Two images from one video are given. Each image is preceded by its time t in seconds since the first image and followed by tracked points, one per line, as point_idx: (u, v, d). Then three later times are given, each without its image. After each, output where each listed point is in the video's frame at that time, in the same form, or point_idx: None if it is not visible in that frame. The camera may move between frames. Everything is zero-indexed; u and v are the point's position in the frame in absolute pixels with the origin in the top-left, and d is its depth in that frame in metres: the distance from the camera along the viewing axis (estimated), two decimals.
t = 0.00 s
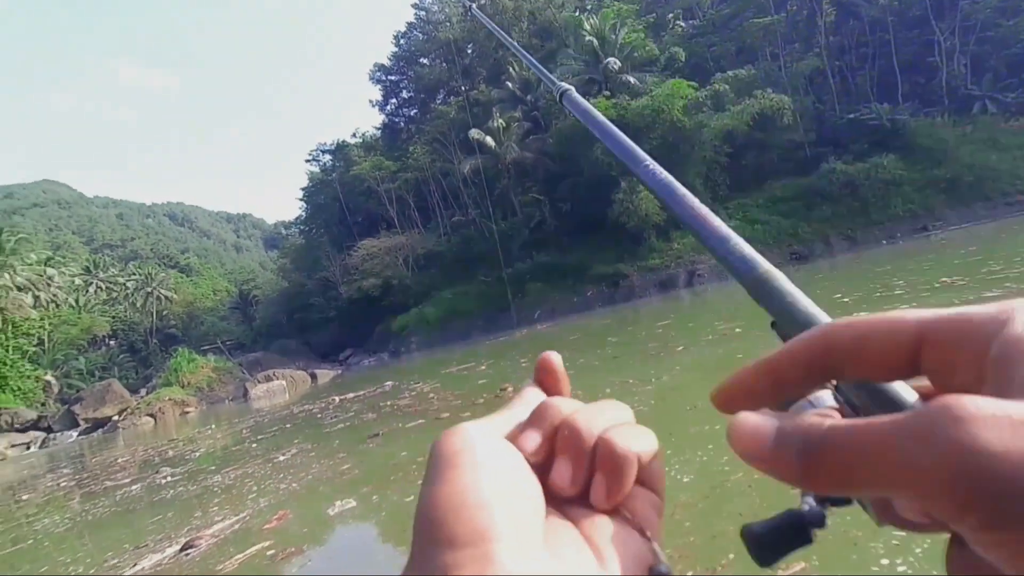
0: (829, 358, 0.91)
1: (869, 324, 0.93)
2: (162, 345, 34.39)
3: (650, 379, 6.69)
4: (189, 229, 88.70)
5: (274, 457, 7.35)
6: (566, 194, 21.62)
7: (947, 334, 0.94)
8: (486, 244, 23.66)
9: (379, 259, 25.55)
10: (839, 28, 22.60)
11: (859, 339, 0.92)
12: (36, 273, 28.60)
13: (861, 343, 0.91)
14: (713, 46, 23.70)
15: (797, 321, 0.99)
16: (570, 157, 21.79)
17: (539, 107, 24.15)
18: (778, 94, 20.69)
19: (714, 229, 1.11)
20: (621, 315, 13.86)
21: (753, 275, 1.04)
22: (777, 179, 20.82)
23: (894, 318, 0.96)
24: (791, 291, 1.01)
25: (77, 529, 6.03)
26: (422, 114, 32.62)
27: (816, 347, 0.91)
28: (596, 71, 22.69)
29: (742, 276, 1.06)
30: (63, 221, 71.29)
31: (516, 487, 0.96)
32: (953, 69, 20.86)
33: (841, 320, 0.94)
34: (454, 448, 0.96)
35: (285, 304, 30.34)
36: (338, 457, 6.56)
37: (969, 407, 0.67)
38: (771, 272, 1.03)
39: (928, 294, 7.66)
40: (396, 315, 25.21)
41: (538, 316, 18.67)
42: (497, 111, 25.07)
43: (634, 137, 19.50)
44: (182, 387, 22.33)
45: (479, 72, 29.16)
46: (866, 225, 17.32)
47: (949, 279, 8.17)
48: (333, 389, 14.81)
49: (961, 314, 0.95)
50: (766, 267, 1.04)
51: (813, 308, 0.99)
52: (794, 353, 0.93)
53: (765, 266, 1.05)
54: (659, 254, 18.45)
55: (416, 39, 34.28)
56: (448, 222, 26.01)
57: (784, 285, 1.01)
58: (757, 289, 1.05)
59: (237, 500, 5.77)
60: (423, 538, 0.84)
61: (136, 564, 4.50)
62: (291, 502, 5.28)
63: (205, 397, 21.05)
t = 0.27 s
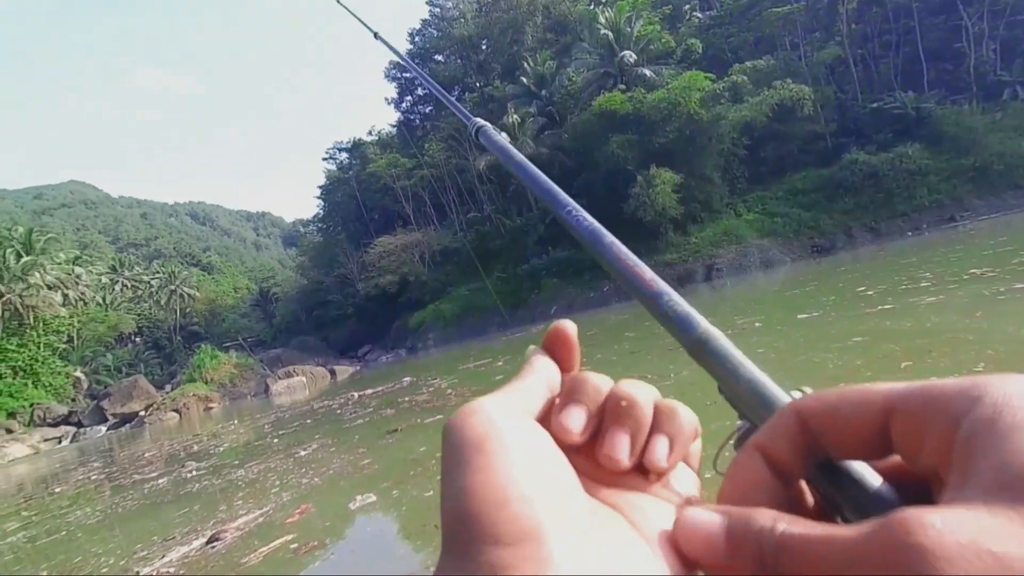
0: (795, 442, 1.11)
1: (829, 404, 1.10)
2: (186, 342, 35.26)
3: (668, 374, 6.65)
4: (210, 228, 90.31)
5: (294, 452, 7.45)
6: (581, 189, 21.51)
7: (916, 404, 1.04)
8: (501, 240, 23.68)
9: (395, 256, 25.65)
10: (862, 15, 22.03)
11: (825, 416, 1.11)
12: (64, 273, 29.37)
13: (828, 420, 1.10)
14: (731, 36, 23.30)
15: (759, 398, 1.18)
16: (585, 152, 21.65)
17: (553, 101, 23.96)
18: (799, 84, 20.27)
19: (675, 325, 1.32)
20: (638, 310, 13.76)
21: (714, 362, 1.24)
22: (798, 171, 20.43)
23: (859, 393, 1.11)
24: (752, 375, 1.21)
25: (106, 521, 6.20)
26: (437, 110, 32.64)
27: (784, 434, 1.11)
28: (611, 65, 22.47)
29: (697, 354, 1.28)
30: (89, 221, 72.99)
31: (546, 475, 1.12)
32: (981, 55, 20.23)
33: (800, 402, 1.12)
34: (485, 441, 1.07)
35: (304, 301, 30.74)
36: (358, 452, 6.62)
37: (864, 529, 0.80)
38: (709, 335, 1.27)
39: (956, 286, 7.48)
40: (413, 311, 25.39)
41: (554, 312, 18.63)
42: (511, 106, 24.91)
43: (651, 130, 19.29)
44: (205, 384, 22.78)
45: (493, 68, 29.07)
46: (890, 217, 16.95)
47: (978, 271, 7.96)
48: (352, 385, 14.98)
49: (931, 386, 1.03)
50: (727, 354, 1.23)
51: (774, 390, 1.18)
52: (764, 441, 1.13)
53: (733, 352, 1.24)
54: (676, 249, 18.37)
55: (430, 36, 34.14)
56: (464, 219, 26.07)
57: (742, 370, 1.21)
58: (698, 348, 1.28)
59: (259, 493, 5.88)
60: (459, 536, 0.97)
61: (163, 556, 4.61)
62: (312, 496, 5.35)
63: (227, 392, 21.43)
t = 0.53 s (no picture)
0: (801, 455, 1.09)
1: (838, 421, 1.07)
2: (198, 340, 35.58)
3: (678, 370, 6.60)
4: (221, 226, 91.14)
5: (307, 449, 7.51)
6: (590, 185, 21.44)
7: (924, 418, 1.02)
8: (510, 237, 23.67)
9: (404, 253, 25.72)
10: (874, 8, 21.71)
11: (836, 434, 1.07)
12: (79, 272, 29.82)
13: (836, 438, 1.07)
14: (741, 30, 23.07)
15: (764, 405, 1.15)
16: (594, 148, 21.55)
17: (562, 97, 23.88)
18: (811, 78, 20.02)
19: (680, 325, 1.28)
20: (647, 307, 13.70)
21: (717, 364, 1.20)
22: (809, 166, 20.22)
23: (869, 411, 1.07)
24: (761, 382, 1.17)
25: (122, 517, 6.28)
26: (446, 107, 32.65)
27: (786, 449, 1.09)
28: (620, 60, 22.32)
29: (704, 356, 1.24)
30: (102, 220, 73.85)
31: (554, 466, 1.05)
32: (998, 46, 19.82)
33: (810, 418, 1.09)
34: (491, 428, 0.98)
35: (315, 299, 30.95)
36: (368, 448, 6.66)
37: (868, 554, 0.79)
38: (713, 334, 1.23)
39: (973, 281, 7.35)
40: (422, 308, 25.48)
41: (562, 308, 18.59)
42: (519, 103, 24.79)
43: (660, 126, 19.14)
44: (217, 381, 23.00)
45: (502, 64, 28.99)
46: (904, 212, 16.71)
47: (995, 265, 7.82)
48: (362, 382, 15.07)
49: (941, 397, 1.01)
50: (732, 358, 1.20)
51: (778, 392, 1.15)
52: (772, 452, 1.11)
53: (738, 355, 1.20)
54: (686, 244, 18.28)
55: (438, 33, 34.18)
56: (472, 216, 26.09)
57: (748, 375, 1.17)
58: (700, 349, 1.25)
59: (272, 490, 5.92)
60: (468, 543, 0.90)
61: (178, 552, 4.65)
62: (323, 492, 5.38)
63: (239, 389, 21.65)
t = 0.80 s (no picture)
0: (817, 503, 1.03)
1: (851, 469, 1.01)
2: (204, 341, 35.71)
3: (684, 369, 6.57)
4: (226, 227, 91.54)
5: (312, 449, 7.53)
6: (594, 184, 21.41)
7: (941, 469, 0.94)
8: (514, 237, 23.66)
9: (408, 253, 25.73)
10: (878, 5, 21.58)
11: (850, 482, 1.01)
12: (86, 273, 30.05)
13: (853, 486, 1.01)
14: (745, 28, 22.98)
15: (786, 454, 1.08)
16: (597, 147, 21.51)
17: (566, 96, 23.86)
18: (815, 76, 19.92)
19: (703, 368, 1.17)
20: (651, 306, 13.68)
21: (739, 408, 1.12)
22: (813, 163, 20.15)
23: (882, 463, 1.01)
24: (780, 427, 1.09)
25: (129, 517, 6.29)
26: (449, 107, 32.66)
27: (803, 496, 1.03)
28: (623, 59, 22.25)
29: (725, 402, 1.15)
30: (108, 221, 74.24)
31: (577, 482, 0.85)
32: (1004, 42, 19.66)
33: (827, 463, 1.03)
34: (502, 448, 0.81)
35: (319, 299, 31.03)
36: (373, 448, 6.67)
37: None
38: (736, 378, 1.14)
39: (980, 277, 7.30)
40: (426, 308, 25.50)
41: (566, 307, 18.56)
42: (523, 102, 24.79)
43: (664, 124, 19.09)
44: (223, 381, 23.07)
45: (505, 64, 28.99)
46: (909, 209, 16.62)
47: (1001, 261, 7.76)
48: (367, 382, 15.09)
49: (959, 448, 0.94)
50: (756, 405, 1.11)
51: (797, 436, 1.09)
52: (789, 498, 1.05)
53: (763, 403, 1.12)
54: (690, 243, 18.25)
55: (442, 33, 34.20)
56: (476, 216, 26.10)
57: (770, 421, 1.09)
58: (725, 393, 1.16)
59: (278, 490, 5.93)
60: (479, 562, 0.75)
61: (185, 552, 4.66)
62: (329, 492, 5.39)
63: (245, 390, 21.73)
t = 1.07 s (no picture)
0: (835, 510, 0.95)
1: (873, 471, 0.94)
2: (204, 343, 35.66)
3: (683, 372, 6.54)
4: (226, 228, 91.59)
5: (311, 453, 7.48)
6: (594, 187, 21.42)
7: (965, 475, 0.90)
8: (514, 240, 23.66)
9: (409, 256, 25.70)
10: (877, 10, 21.61)
11: (869, 486, 0.94)
12: (85, 275, 30.02)
13: (872, 490, 0.94)
14: (745, 33, 23.06)
15: (797, 455, 1.05)
16: (597, 150, 21.52)
17: (566, 100, 23.91)
18: (814, 80, 19.96)
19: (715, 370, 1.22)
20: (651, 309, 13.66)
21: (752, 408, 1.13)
22: (813, 167, 20.16)
23: (902, 466, 0.94)
24: (791, 427, 1.08)
25: (127, 521, 6.25)
26: (450, 110, 32.70)
27: (817, 499, 0.96)
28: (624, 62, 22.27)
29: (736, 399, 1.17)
30: (108, 223, 74.18)
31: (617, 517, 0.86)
32: (1001, 47, 19.67)
33: (841, 469, 0.97)
34: (557, 496, 0.81)
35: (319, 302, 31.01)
36: (373, 452, 6.62)
37: None
38: (751, 379, 1.17)
39: (978, 281, 7.27)
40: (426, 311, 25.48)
41: (566, 310, 18.54)
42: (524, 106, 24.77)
43: (664, 127, 19.10)
44: (222, 384, 23.02)
45: (506, 67, 29.02)
46: (908, 212, 16.61)
47: (999, 265, 7.74)
48: (366, 386, 15.05)
49: (984, 455, 0.90)
50: (767, 405, 1.12)
51: (814, 440, 1.06)
52: (805, 500, 0.96)
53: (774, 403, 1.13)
54: (690, 246, 18.25)
55: (443, 36, 34.21)
56: (476, 219, 26.11)
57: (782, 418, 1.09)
58: (737, 396, 1.18)
59: (277, 494, 5.89)
60: None
61: (183, 557, 4.62)
62: (327, 497, 5.34)
63: (244, 393, 21.67)
